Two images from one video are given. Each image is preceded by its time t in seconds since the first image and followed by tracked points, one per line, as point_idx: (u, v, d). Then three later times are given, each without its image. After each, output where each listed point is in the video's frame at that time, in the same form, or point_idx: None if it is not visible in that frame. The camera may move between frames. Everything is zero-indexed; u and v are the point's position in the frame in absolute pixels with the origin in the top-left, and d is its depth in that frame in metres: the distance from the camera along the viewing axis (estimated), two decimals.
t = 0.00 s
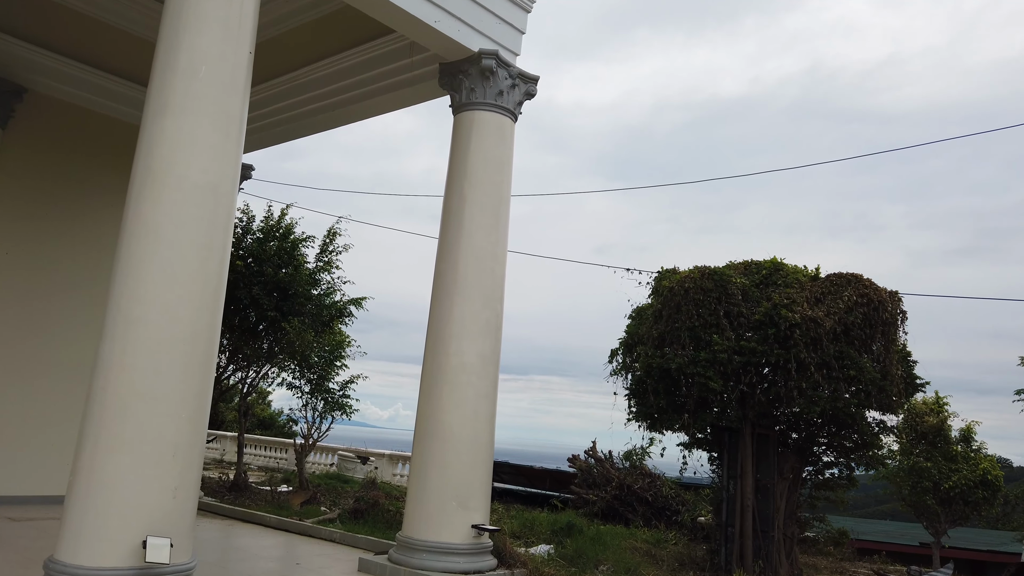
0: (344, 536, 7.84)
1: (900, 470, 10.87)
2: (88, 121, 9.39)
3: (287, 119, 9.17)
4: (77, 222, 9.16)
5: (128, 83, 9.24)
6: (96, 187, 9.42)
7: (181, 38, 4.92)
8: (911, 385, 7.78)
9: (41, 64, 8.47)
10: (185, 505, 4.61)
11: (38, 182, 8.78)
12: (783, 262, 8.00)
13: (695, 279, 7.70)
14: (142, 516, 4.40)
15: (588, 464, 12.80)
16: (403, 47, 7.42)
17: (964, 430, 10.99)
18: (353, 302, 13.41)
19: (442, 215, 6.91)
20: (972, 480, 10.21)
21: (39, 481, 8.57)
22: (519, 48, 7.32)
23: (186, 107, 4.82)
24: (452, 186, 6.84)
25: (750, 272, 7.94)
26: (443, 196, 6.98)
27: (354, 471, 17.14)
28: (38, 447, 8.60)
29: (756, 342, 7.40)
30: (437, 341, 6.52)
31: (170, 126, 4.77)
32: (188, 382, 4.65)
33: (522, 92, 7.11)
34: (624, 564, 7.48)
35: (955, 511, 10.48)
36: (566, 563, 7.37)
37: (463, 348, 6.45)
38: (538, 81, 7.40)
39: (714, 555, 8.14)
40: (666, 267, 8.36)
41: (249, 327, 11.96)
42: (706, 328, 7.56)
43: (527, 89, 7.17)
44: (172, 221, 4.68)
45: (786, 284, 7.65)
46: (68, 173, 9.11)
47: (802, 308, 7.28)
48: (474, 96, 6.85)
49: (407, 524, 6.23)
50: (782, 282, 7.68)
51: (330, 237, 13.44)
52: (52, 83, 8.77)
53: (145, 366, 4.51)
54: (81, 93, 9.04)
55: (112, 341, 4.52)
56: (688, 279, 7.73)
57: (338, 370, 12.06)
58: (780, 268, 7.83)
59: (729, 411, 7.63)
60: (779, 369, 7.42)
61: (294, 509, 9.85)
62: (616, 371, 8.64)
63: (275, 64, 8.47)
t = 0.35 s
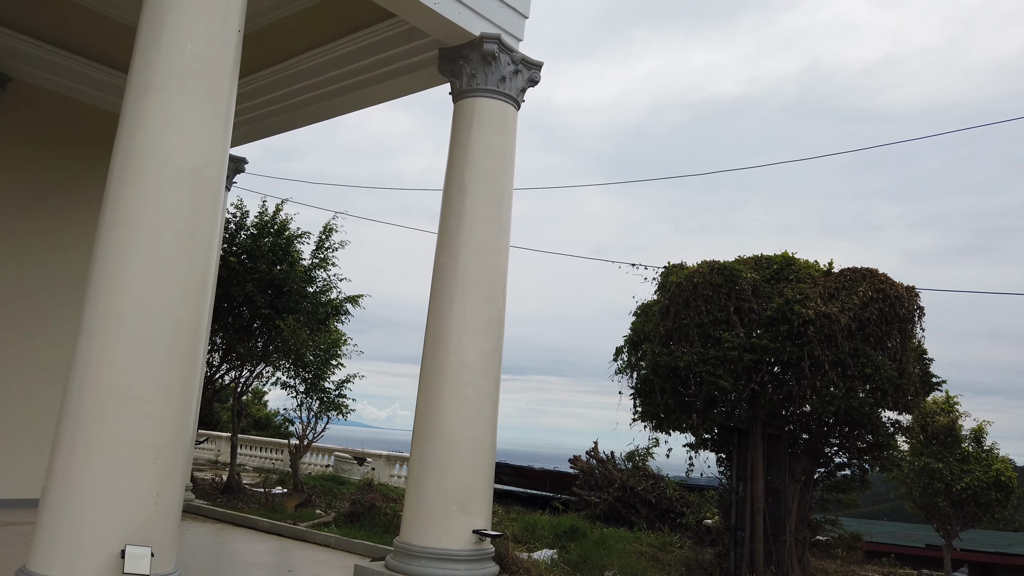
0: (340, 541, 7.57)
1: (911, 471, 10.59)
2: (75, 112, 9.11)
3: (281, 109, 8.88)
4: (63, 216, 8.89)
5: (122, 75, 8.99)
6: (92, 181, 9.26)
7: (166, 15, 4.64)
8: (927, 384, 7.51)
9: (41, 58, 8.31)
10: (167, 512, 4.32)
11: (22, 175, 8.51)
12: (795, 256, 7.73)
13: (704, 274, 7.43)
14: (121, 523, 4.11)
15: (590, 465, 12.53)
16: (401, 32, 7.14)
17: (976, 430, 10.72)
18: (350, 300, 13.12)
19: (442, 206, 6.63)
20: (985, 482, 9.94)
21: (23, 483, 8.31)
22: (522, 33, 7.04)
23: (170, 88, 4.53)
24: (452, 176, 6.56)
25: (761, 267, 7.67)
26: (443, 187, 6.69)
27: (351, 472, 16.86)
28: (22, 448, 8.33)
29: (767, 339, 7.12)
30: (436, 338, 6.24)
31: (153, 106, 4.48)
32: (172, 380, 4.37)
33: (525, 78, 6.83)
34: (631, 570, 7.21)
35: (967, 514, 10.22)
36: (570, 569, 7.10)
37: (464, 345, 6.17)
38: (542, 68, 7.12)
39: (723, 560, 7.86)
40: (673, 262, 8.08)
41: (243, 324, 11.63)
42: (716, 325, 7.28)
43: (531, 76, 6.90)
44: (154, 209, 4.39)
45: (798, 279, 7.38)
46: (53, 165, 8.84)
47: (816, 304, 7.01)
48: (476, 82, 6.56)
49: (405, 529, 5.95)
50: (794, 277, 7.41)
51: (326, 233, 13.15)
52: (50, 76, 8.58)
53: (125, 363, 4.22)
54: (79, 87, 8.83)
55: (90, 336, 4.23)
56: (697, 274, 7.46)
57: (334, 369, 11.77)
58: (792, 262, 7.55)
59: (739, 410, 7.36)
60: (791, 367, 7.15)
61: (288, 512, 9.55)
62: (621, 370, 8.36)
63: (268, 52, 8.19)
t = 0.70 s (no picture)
0: (336, 549, 7.24)
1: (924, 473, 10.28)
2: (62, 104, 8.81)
3: (275, 100, 8.55)
4: (49, 210, 8.56)
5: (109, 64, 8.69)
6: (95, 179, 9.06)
7: None
8: (949, 384, 7.19)
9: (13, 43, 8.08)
10: (146, 524, 3.99)
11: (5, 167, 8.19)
12: (810, 250, 7.40)
13: (716, 269, 7.10)
14: (95, 538, 3.78)
15: (594, 468, 12.23)
16: (398, 17, 6.84)
17: (992, 431, 10.42)
18: (347, 298, 12.79)
19: (441, 198, 6.30)
20: (1003, 484, 9.62)
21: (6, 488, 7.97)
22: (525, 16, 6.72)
23: (149, 67, 4.20)
24: (452, 166, 6.23)
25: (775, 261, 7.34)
26: (442, 178, 6.37)
27: (349, 475, 16.54)
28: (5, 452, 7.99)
29: (784, 337, 6.79)
30: (436, 336, 5.91)
31: (130, 87, 4.16)
32: (151, 381, 4.04)
33: (529, 63, 6.51)
34: None
35: (984, 517, 9.93)
36: None
37: (466, 344, 5.84)
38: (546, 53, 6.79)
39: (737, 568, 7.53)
40: (683, 258, 7.75)
41: (237, 323, 11.26)
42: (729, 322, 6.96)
43: (535, 61, 6.57)
44: (132, 196, 4.06)
45: (815, 274, 7.06)
46: (39, 157, 8.51)
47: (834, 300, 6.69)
48: (477, 67, 6.24)
49: (404, 539, 5.62)
50: (810, 272, 7.08)
51: (322, 230, 12.82)
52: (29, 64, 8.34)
53: (100, 363, 3.89)
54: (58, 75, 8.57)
55: (61, 335, 3.90)
56: (709, 268, 7.13)
57: (331, 370, 11.44)
58: (808, 257, 7.23)
59: (754, 412, 7.03)
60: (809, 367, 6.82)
61: (283, 518, 9.20)
62: (629, 370, 8.04)
63: (261, 40, 7.88)
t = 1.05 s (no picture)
0: (343, 554, 6.97)
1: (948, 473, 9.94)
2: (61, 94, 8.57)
3: (279, 89, 8.28)
4: (47, 203, 8.29)
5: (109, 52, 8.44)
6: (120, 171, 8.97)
7: None
8: (984, 381, 6.86)
9: (17, 33, 7.91)
10: (142, 532, 3.71)
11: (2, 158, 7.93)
12: (837, 242, 7.08)
13: (740, 261, 6.80)
14: (86, 547, 3.49)
15: (606, 468, 11.96)
16: None
17: (1019, 431, 10.10)
18: (354, 295, 12.51)
19: (453, 187, 6.01)
20: None
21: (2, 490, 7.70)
22: None
23: (144, 42, 3.93)
24: (465, 153, 5.94)
25: (800, 254, 7.03)
26: (454, 166, 6.08)
27: (356, 476, 16.29)
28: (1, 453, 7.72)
29: (812, 332, 6.49)
30: (449, 331, 5.62)
31: (125, 63, 3.89)
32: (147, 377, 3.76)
33: (545, 46, 6.21)
34: None
35: (1012, 519, 9.64)
36: None
37: (480, 340, 5.55)
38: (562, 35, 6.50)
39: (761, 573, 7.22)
40: (703, 251, 7.46)
41: (242, 321, 11.02)
42: (753, 317, 6.67)
43: (551, 43, 6.28)
44: (126, 180, 3.79)
45: (843, 267, 6.75)
46: (37, 147, 8.25)
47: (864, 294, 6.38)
48: (490, 49, 5.96)
49: (416, 544, 5.34)
50: (837, 265, 6.78)
51: (328, 225, 12.56)
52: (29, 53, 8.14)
53: (91, 358, 3.62)
54: (63, 66, 8.36)
55: (51, 330, 3.63)
56: (732, 261, 6.83)
57: (338, 368, 11.16)
58: (835, 249, 6.92)
59: (780, 411, 6.72)
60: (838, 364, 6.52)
61: (289, 521, 8.93)
62: (647, 367, 7.75)
63: (265, 26, 7.61)
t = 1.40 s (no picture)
0: (346, 562, 6.68)
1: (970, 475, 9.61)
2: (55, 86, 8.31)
3: (278, 80, 8.00)
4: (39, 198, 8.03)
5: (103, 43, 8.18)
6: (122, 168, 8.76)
7: None
8: (1014, 381, 6.57)
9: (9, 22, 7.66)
10: (129, 544, 3.43)
11: None
12: (860, 237, 6.79)
13: (759, 257, 6.52)
14: (67, 562, 3.22)
15: (614, 471, 11.69)
16: None
17: None
18: (357, 294, 12.23)
19: (461, 178, 5.74)
20: None
21: None
22: None
23: (132, 18, 3.65)
24: (473, 142, 5.67)
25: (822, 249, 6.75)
26: (462, 157, 5.80)
27: (358, 478, 16.01)
28: None
29: (835, 331, 6.20)
30: (457, 330, 5.35)
31: (111, 40, 3.60)
32: (135, 378, 3.49)
33: (557, 30, 5.94)
34: None
35: None
36: None
37: (490, 339, 5.27)
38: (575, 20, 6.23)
39: None
40: (720, 247, 7.18)
41: (242, 320, 10.75)
42: (774, 314, 6.38)
43: (563, 28, 6.01)
44: (114, 166, 3.52)
45: (867, 262, 6.46)
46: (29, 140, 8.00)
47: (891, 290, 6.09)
48: (500, 33, 5.69)
49: (424, 554, 5.06)
50: (861, 260, 6.49)
51: (330, 222, 12.28)
52: (23, 44, 7.96)
53: (74, 358, 3.34)
54: (58, 58, 8.12)
55: (30, 327, 3.35)
56: (751, 256, 6.55)
57: (339, 368, 10.87)
58: (858, 244, 6.63)
59: (801, 412, 6.44)
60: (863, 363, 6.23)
61: (289, 526, 8.63)
62: (661, 367, 7.48)
63: (263, 14, 7.34)
